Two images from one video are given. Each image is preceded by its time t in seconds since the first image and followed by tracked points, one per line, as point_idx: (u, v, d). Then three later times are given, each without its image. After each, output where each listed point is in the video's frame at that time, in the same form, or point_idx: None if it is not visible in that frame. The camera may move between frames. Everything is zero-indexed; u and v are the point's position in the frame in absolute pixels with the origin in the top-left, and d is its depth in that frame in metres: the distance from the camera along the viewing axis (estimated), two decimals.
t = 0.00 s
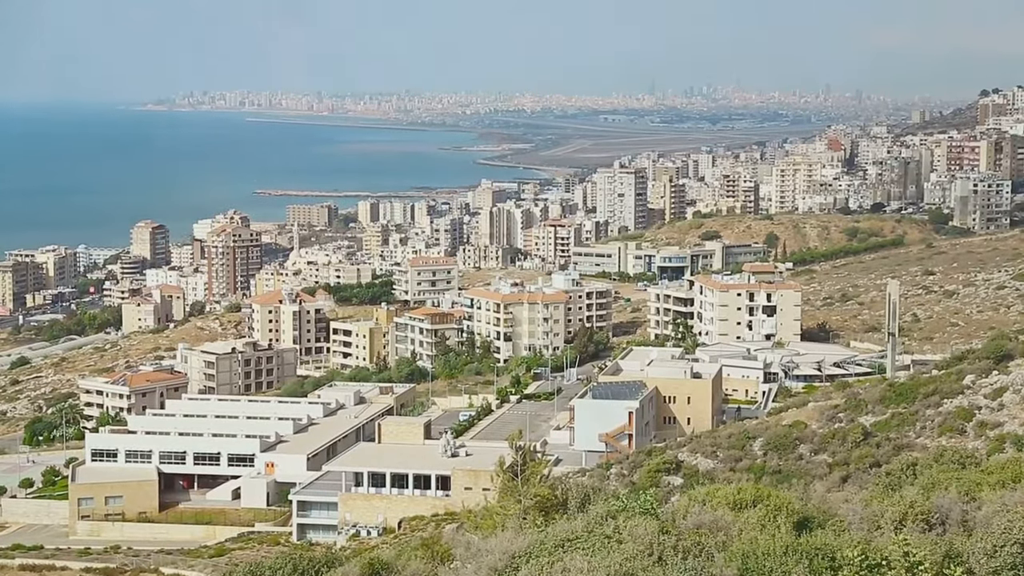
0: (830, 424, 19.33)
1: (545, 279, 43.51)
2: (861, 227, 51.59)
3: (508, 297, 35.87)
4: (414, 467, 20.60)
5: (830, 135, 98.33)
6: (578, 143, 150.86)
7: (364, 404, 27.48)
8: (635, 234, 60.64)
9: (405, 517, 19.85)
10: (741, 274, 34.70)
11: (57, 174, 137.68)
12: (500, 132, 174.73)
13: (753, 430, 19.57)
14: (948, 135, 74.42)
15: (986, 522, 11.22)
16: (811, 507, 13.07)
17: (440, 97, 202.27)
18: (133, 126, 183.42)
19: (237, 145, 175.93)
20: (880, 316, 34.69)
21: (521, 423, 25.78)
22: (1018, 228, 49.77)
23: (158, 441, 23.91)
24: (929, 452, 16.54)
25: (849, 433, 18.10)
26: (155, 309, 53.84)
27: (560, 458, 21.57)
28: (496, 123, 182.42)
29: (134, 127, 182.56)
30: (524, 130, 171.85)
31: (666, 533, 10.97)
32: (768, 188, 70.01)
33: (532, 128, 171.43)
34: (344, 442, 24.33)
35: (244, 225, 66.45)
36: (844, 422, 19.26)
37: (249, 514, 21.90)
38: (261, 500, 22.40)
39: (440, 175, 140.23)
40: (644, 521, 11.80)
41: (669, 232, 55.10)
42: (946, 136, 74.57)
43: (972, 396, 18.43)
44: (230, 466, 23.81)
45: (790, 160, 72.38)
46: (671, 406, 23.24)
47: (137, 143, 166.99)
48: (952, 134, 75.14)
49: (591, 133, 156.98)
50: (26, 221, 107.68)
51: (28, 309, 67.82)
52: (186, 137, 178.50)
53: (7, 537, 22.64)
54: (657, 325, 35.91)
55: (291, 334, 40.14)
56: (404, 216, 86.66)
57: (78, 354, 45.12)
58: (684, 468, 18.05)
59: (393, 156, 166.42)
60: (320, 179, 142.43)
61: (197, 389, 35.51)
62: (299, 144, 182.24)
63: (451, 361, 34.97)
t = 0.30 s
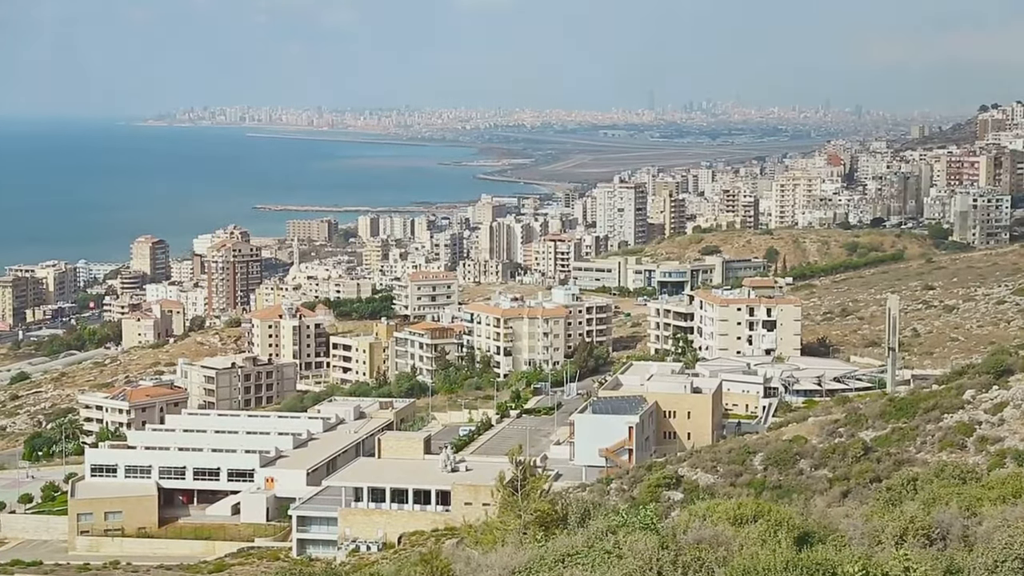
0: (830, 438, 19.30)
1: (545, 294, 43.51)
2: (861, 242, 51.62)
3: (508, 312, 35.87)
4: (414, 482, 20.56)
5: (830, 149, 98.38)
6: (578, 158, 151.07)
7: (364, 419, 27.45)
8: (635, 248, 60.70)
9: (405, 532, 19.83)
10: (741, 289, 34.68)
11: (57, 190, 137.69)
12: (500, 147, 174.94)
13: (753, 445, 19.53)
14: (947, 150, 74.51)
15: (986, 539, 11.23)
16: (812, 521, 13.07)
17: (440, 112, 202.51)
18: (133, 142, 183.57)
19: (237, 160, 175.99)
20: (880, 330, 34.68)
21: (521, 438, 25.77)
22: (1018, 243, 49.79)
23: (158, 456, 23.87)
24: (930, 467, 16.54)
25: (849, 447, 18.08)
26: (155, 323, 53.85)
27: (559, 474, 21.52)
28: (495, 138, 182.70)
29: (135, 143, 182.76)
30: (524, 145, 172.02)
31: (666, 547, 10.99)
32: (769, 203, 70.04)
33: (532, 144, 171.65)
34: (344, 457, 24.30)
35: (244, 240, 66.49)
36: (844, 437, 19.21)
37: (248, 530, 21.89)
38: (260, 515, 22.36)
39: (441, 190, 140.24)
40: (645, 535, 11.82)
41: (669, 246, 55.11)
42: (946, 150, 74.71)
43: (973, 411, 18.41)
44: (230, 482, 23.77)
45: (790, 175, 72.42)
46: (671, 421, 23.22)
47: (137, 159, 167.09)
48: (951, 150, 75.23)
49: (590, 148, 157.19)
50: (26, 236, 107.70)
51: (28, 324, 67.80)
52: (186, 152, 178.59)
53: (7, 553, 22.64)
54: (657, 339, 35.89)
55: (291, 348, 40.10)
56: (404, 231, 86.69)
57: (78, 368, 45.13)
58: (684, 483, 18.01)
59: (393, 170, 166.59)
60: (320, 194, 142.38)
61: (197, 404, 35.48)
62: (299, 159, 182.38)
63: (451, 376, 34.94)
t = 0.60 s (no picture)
0: (831, 456, 19.24)
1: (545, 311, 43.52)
2: (861, 259, 51.66)
3: (508, 329, 35.88)
4: (413, 499, 20.51)
5: (830, 167, 98.46)
6: (578, 176, 151.23)
7: (364, 436, 27.41)
8: (634, 265, 60.76)
9: (405, 550, 19.79)
10: (741, 306, 34.67)
11: (57, 207, 137.73)
12: (500, 164, 175.15)
13: (753, 462, 19.48)
14: (947, 168, 74.58)
15: (987, 557, 11.24)
16: (813, 539, 13.06)
17: (440, 129, 202.75)
18: (134, 159, 183.72)
19: (238, 177, 176.10)
20: (880, 348, 34.68)
21: (521, 455, 25.73)
22: (1018, 260, 49.82)
23: (157, 474, 23.82)
24: (931, 484, 16.53)
25: (850, 465, 18.06)
26: (155, 341, 53.85)
27: (559, 491, 21.48)
28: (495, 155, 183.01)
29: (135, 161, 182.94)
30: (524, 162, 172.20)
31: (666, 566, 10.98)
32: (768, 221, 70.08)
33: (532, 161, 171.87)
34: (344, 474, 24.26)
35: (245, 257, 66.49)
36: (845, 454, 19.18)
37: (248, 547, 21.91)
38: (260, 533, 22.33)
39: (441, 207, 140.27)
40: (645, 554, 11.81)
41: (669, 263, 55.15)
42: (945, 168, 74.75)
43: (973, 429, 18.40)
44: (229, 499, 23.71)
45: (789, 193, 72.44)
46: (672, 438, 23.18)
47: (137, 176, 167.15)
48: (951, 167, 75.32)
49: (590, 165, 157.40)
50: (25, 254, 107.67)
51: (27, 341, 67.78)
52: (186, 169, 178.72)
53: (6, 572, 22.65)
54: (657, 357, 35.86)
55: (291, 365, 40.06)
56: (403, 248, 86.72)
57: (77, 386, 45.09)
58: (685, 500, 17.99)
59: (393, 188, 166.76)
60: (320, 211, 142.36)
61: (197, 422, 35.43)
62: (299, 176, 182.55)
63: (451, 393, 34.91)
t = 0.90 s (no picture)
0: (831, 471, 19.21)
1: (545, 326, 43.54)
2: (860, 274, 51.71)
3: (508, 344, 35.87)
4: (413, 515, 20.48)
5: (830, 182, 98.58)
6: (578, 191, 151.35)
7: (364, 451, 27.38)
8: (634, 281, 60.80)
9: (405, 566, 19.77)
10: (741, 322, 34.64)
11: (56, 223, 137.75)
12: (500, 179, 175.34)
13: (753, 477, 19.45)
14: (946, 183, 74.65)
15: None
16: (813, 556, 13.07)
17: (440, 144, 203.02)
18: (134, 174, 183.82)
19: (238, 192, 176.14)
20: (880, 363, 34.67)
21: (521, 471, 25.70)
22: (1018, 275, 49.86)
23: (157, 490, 23.80)
24: (931, 500, 16.53)
25: (850, 480, 18.05)
26: (155, 356, 53.86)
27: (559, 507, 21.46)
28: (495, 171, 183.26)
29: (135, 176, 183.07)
30: (524, 178, 172.36)
31: None
32: (768, 236, 70.12)
33: (532, 176, 172.06)
34: (344, 490, 24.22)
35: (245, 272, 66.53)
36: (845, 469, 19.15)
37: (247, 563, 21.89)
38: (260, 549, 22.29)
39: (442, 223, 140.27)
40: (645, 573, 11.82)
41: (669, 279, 55.19)
42: (945, 183, 74.82)
43: (974, 444, 18.39)
44: (229, 515, 23.68)
45: (789, 208, 72.50)
46: (672, 454, 23.17)
47: (137, 192, 167.18)
48: (951, 183, 75.40)
49: (590, 181, 157.58)
50: (25, 269, 107.66)
51: (27, 357, 67.74)
52: (187, 184, 178.83)
53: None
54: (657, 372, 35.81)
55: (291, 381, 40.01)
56: (403, 263, 86.75)
57: (77, 402, 45.07)
58: (685, 516, 17.98)
59: (393, 203, 166.90)
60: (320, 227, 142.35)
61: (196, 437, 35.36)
62: (299, 192, 182.67)
63: (451, 409, 34.88)
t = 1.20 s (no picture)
0: (831, 489, 19.18)
1: (545, 343, 43.54)
2: (861, 291, 51.74)
3: (508, 362, 35.86)
4: (414, 533, 20.42)
5: (830, 200, 98.64)
6: (578, 208, 151.44)
7: (364, 469, 27.35)
8: (634, 298, 60.82)
9: None
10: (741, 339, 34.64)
11: (57, 241, 137.78)
12: (500, 197, 175.41)
13: (753, 495, 19.41)
14: (947, 201, 74.70)
15: None
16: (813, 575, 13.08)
17: (440, 162, 203.36)
18: (134, 192, 183.98)
19: (238, 209, 176.24)
20: (880, 380, 34.65)
21: (521, 488, 25.67)
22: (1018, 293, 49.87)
23: (156, 508, 23.76)
24: (932, 518, 16.51)
25: (851, 498, 18.03)
26: (154, 374, 53.85)
27: (560, 525, 21.41)
28: (495, 189, 183.50)
29: (136, 193, 183.24)
30: (524, 195, 172.47)
31: None
32: (768, 253, 70.14)
33: (532, 194, 172.25)
34: (344, 508, 24.18)
35: (245, 290, 66.56)
36: (846, 487, 19.12)
37: None
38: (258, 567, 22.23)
39: (442, 240, 140.30)
40: None
41: (669, 296, 55.20)
42: (945, 200, 74.85)
43: (974, 462, 18.36)
44: (228, 533, 23.62)
45: (789, 226, 72.56)
46: (672, 472, 23.13)
47: (138, 209, 167.26)
48: (951, 200, 75.45)
49: (590, 198, 157.75)
50: (26, 287, 107.65)
51: (27, 375, 67.73)
52: (187, 202, 178.99)
53: None
54: (657, 390, 35.76)
55: (291, 399, 39.97)
56: (403, 280, 86.78)
57: (77, 419, 45.02)
58: (685, 534, 17.95)
59: (393, 220, 167.04)
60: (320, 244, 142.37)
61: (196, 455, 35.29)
62: (300, 209, 182.80)
63: (451, 426, 34.82)
